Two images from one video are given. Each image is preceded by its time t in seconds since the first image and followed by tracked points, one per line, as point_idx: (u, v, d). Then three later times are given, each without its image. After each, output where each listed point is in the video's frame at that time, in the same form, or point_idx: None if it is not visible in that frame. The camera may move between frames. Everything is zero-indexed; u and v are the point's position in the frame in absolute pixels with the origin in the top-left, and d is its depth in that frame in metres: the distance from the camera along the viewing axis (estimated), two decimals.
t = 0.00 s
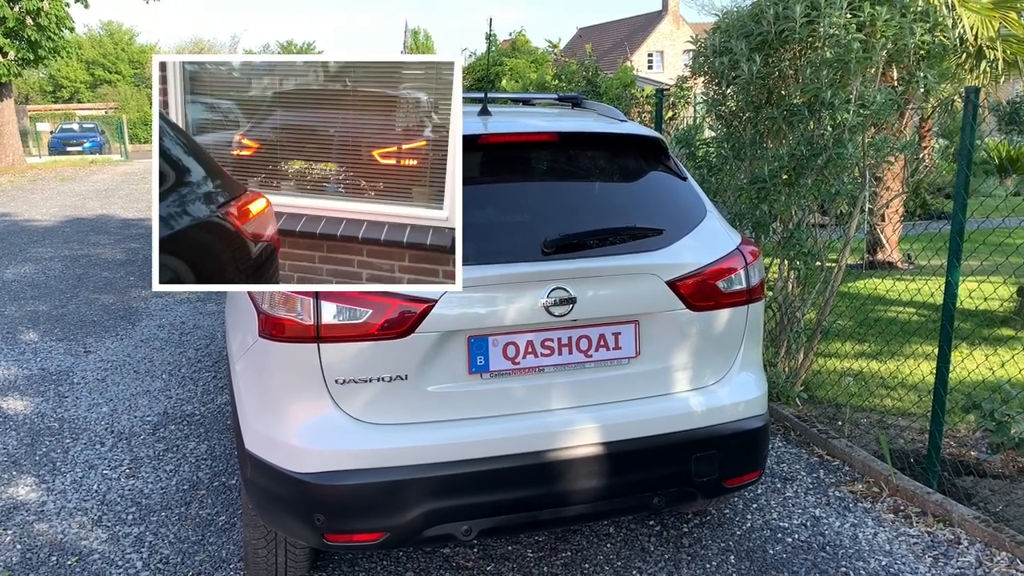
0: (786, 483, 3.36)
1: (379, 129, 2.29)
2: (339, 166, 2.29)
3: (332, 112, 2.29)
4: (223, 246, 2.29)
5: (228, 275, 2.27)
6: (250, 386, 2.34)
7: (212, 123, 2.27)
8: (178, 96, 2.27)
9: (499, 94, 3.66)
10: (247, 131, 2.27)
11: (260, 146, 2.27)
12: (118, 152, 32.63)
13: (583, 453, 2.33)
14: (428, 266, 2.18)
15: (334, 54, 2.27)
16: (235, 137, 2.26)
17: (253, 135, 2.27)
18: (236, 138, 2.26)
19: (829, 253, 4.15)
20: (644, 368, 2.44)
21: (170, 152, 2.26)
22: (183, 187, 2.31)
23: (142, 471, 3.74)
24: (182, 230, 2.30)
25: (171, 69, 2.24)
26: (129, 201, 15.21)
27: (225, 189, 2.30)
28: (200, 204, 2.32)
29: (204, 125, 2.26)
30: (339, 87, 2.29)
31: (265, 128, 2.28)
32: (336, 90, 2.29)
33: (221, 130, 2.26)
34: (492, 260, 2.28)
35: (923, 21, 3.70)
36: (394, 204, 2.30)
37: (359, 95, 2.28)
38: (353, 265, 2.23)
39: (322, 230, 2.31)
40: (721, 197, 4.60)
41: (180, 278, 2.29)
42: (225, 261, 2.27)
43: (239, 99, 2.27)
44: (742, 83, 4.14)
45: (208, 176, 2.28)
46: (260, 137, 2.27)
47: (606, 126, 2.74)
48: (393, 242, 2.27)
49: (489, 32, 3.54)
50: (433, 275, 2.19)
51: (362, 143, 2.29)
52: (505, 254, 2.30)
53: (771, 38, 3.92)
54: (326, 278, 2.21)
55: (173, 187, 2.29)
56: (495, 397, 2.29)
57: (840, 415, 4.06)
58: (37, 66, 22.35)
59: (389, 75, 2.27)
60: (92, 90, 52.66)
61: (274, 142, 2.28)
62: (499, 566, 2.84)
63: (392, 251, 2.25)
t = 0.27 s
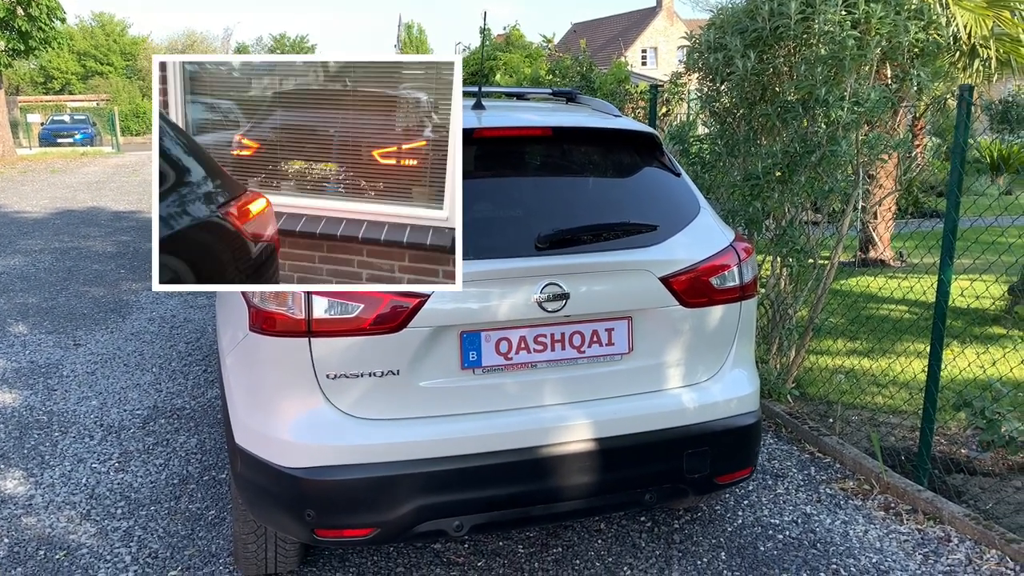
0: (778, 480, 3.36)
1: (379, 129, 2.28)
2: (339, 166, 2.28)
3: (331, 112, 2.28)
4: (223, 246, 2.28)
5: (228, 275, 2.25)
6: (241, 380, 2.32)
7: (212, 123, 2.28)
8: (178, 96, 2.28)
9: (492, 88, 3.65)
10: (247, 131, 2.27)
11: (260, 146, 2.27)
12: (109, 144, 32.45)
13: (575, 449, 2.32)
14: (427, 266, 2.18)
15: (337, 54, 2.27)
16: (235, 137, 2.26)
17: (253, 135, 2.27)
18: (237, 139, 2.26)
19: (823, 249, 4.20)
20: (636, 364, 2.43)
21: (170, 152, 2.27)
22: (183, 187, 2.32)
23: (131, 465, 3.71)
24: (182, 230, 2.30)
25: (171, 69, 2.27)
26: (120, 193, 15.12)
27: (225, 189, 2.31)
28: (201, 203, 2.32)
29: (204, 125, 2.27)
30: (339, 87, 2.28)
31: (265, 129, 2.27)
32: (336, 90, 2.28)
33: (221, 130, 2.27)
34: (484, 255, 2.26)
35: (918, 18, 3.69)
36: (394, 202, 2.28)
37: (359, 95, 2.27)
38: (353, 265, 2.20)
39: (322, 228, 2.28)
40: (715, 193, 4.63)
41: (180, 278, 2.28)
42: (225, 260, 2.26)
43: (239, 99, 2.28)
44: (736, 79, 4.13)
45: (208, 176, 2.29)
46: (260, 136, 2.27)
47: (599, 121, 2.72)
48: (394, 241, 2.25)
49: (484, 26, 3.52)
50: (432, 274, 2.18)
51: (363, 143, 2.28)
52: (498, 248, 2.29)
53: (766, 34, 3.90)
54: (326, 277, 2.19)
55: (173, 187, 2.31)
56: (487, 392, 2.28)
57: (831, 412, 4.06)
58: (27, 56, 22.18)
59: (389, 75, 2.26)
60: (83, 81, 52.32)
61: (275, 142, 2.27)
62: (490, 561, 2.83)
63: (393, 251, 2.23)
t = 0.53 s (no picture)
0: (772, 477, 3.37)
1: (379, 129, 2.29)
2: (339, 166, 2.29)
3: (331, 112, 2.29)
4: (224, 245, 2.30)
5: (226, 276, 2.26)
6: (237, 375, 2.32)
7: (212, 124, 2.29)
8: (178, 97, 2.30)
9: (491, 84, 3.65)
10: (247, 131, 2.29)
11: (260, 145, 2.29)
12: (105, 137, 32.36)
13: (570, 446, 2.33)
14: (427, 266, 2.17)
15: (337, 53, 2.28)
16: (235, 137, 2.28)
17: (253, 135, 2.29)
18: (237, 138, 2.28)
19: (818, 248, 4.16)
20: (632, 362, 2.44)
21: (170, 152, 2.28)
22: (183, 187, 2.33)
23: (127, 459, 3.71)
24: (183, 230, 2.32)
25: (171, 69, 2.28)
26: (116, 186, 15.09)
27: (225, 189, 2.32)
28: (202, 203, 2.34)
29: (205, 125, 2.28)
30: (339, 87, 2.29)
31: (265, 128, 2.29)
32: (336, 90, 2.29)
33: (221, 130, 2.28)
34: (482, 252, 2.26)
35: (916, 18, 3.70)
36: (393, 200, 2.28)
37: (359, 95, 2.28)
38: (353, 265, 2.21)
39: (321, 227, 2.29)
40: (711, 191, 4.62)
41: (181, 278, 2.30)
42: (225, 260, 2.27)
43: (239, 99, 2.29)
44: (734, 77, 4.13)
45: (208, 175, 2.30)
46: (260, 136, 2.29)
47: (597, 118, 2.73)
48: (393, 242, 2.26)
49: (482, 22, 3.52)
50: (432, 274, 2.18)
51: (362, 143, 2.30)
52: (495, 245, 2.29)
53: (765, 32, 3.90)
54: (327, 277, 2.19)
55: (173, 187, 2.32)
56: (484, 388, 2.29)
57: (826, 411, 4.07)
58: (24, 49, 22.11)
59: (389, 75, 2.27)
60: (79, 75, 52.16)
61: (275, 142, 2.29)
62: (485, 557, 2.84)
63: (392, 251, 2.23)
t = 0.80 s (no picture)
0: (773, 476, 3.38)
1: (379, 129, 2.37)
2: (339, 166, 2.36)
3: (332, 114, 2.37)
4: (223, 245, 2.38)
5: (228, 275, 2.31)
6: (240, 371, 2.33)
7: (211, 123, 2.40)
8: (178, 96, 2.41)
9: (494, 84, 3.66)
10: (247, 131, 2.38)
11: (260, 146, 2.37)
12: (108, 135, 32.40)
13: (572, 444, 2.33)
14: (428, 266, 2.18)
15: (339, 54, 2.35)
16: (235, 137, 2.37)
17: (253, 136, 2.37)
18: (237, 138, 2.37)
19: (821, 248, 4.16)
20: (633, 360, 2.44)
21: (170, 152, 2.38)
22: (183, 187, 2.43)
23: (129, 455, 3.72)
24: (182, 229, 2.40)
25: (171, 70, 2.39)
26: (119, 184, 15.11)
27: (224, 189, 2.41)
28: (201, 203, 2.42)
29: (204, 125, 2.39)
30: (339, 87, 2.37)
31: (265, 129, 2.37)
32: (336, 90, 2.37)
33: (221, 131, 2.38)
34: (484, 250, 2.27)
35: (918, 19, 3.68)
36: (392, 200, 2.35)
37: (360, 94, 2.36)
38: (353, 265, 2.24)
39: (319, 229, 2.35)
40: (713, 191, 4.62)
41: (180, 277, 2.37)
42: (224, 258, 2.34)
43: (239, 98, 2.38)
44: (737, 77, 4.14)
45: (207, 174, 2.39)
46: (260, 137, 2.37)
47: (600, 117, 2.73)
48: (393, 243, 2.31)
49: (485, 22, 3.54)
50: (432, 275, 2.18)
51: (361, 143, 2.38)
52: (497, 243, 2.30)
53: (767, 33, 3.91)
54: (327, 277, 2.21)
55: (173, 187, 2.42)
56: (486, 386, 2.30)
57: (827, 410, 4.08)
58: (28, 46, 22.14)
59: (389, 75, 2.35)
60: (82, 72, 52.22)
61: (274, 142, 2.37)
62: (486, 554, 2.85)
63: (392, 251, 2.28)
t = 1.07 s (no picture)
0: (776, 477, 3.38)
1: (379, 129, 2.30)
2: (339, 166, 2.30)
3: (331, 114, 2.30)
4: (223, 245, 2.31)
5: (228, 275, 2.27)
6: (244, 371, 2.34)
7: (211, 123, 2.31)
8: (178, 96, 2.32)
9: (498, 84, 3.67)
10: (247, 131, 2.30)
11: (259, 146, 2.30)
12: (112, 135, 32.48)
13: (575, 444, 2.34)
14: (428, 266, 2.17)
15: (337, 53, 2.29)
16: (235, 137, 2.30)
17: (253, 135, 2.30)
18: (237, 138, 2.29)
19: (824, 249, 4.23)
20: (637, 361, 2.45)
21: (170, 152, 2.29)
22: (183, 187, 2.34)
23: (134, 454, 3.74)
24: (182, 230, 2.31)
25: (171, 69, 2.29)
26: (124, 184, 15.15)
27: (225, 189, 2.33)
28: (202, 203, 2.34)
29: (204, 125, 2.30)
30: (339, 87, 2.31)
31: (265, 129, 2.30)
32: (336, 89, 2.31)
33: (221, 131, 2.30)
34: (487, 250, 2.28)
35: (923, 19, 3.70)
36: (392, 200, 2.30)
37: (360, 95, 2.29)
38: (353, 265, 2.22)
39: (319, 229, 2.30)
40: (717, 192, 4.63)
41: (180, 278, 2.29)
42: (224, 259, 2.28)
43: (239, 99, 2.30)
44: (740, 78, 4.15)
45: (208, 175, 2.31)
46: (260, 136, 2.30)
47: (603, 118, 2.74)
48: (393, 242, 2.27)
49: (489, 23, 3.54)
50: (432, 275, 2.18)
51: (361, 143, 2.31)
52: (500, 244, 2.31)
53: (770, 34, 3.92)
54: (327, 278, 2.19)
55: (172, 187, 2.32)
56: (489, 386, 2.30)
57: (830, 411, 4.08)
58: (32, 47, 22.21)
59: (389, 75, 2.29)
60: (87, 73, 52.35)
61: (274, 142, 2.30)
62: (489, 554, 2.85)
63: (392, 251, 2.25)
